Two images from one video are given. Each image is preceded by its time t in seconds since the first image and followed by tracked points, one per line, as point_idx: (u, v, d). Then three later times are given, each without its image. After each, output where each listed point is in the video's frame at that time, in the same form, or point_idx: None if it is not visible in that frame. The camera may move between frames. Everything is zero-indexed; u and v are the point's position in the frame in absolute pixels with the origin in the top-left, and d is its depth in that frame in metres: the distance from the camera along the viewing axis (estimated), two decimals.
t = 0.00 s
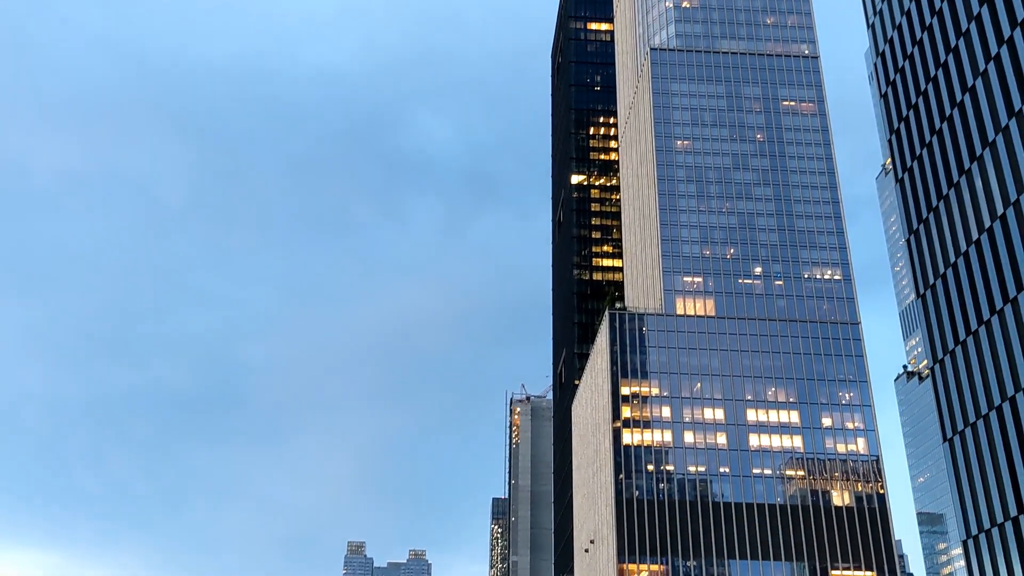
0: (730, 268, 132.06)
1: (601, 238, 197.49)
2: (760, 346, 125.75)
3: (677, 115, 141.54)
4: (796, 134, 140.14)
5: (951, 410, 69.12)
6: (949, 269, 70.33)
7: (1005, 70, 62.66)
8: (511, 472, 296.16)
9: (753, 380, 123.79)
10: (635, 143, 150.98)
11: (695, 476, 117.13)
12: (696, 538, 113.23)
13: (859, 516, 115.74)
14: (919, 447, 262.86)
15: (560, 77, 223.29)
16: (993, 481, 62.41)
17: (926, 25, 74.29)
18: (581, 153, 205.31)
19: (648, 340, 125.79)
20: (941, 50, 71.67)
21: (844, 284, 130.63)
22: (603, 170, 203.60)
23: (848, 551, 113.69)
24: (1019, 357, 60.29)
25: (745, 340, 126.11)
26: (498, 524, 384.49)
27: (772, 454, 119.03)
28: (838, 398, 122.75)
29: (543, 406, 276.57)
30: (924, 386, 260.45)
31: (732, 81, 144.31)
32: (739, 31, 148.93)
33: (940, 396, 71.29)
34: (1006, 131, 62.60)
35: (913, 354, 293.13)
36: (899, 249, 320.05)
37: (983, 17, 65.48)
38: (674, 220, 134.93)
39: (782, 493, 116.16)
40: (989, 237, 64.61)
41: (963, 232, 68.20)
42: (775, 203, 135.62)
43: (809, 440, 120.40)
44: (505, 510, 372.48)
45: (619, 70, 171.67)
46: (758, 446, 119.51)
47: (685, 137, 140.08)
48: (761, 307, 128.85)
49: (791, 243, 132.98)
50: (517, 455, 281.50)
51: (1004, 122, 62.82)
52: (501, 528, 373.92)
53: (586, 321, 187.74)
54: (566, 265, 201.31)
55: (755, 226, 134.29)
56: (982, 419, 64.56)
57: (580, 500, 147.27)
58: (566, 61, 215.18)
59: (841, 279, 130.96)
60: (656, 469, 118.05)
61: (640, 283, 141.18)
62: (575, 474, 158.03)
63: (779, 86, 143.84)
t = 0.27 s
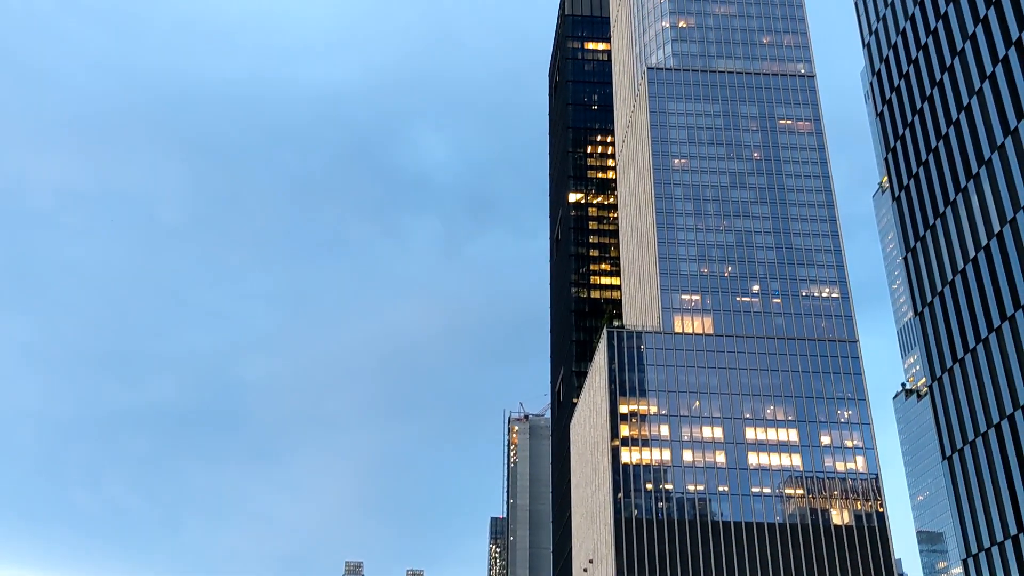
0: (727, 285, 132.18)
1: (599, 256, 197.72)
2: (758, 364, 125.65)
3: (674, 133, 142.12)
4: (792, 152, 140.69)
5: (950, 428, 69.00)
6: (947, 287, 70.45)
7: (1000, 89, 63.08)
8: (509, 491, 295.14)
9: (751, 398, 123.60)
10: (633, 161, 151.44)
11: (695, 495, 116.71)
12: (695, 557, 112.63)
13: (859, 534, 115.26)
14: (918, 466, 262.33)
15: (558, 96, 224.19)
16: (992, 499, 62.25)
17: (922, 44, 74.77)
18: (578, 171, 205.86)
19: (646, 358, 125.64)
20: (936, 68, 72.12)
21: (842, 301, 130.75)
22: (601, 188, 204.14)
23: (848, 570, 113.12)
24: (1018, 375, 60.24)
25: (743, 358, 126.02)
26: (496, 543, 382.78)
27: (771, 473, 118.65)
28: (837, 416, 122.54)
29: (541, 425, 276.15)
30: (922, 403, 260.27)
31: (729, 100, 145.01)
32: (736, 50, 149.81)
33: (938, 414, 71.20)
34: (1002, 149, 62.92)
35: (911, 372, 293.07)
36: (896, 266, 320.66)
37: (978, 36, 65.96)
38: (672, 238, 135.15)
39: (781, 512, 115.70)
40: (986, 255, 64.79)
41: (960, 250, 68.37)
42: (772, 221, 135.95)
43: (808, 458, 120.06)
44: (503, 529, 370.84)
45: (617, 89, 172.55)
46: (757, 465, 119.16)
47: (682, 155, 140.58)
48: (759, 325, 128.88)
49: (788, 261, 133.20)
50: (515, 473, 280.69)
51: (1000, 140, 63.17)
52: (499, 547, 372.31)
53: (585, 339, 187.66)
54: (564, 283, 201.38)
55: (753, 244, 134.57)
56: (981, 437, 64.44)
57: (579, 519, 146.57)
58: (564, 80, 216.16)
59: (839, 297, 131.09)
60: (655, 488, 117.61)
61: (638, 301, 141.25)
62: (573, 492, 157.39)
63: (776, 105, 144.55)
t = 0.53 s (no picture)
0: (726, 304, 132.23)
1: (598, 274, 197.87)
2: (757, 383, 125.49)
3: (671, 153, 142.62)
4: (790, 171, 141.18)
5: (950, 447, 68.84)
6: (945, 305, 70.56)
7: (997, 108, 63.50)
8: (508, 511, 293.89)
9: (751, 418, 123.37)
10: (631, 180, 151.92)
11: (694, 515, 116.27)
12: None
13: (860, 554, 114.69)
14: (918, 485, 261.53)
15: (556, 115, 225.09)
16: (993, 519, 62.04)
17: (918, 64, 75.28)
18: (577, 190, 206.38)
19: (645, 378, 125.47)
20: (933, 88, 72.59)
21: (840, 320, 130.81)
22: (599, 208, 204.62)
23: None
24: (1017, 394, 60.16)
25: (743, 377, 125.88)
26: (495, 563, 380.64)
27: (771, 492, 118.24)
28: (836, 435, 122.27)
29: (540, 445, 275.53)
30: (921, 422, 259.87)
31: (726, 119, 145.66)
32: (733, 70, 150.63)
33: (938, 434, 71.05)
34: (999, 168, 63.25)
35: (910, 391, 292.77)
36: (894, 285, 320.98)
37: (974, 56, 66.47)
38: (670, 257, 135.32)
39: (782, 531, 115.16)
40: (984, 274, 64.92)
41: (959, 269, 68.51)
42: (771, 240, 136.23)
43: (808, 477, 119.66)
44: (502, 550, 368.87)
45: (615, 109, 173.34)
46: (757, 484, 118.77)
47: (680, 174, 140.99)
48: (758, 344, 128.84)
49: (787, 280, 133.34)
50: (513, 493, 279.55)
51: (997, 159, 63.51)
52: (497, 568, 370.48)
53: (584, 358, 187.51)
54: (563, 302, 201.37)
55: (751, 263, 134.74)
56: (981, 456, 64.27)
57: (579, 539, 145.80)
58: (563, 100, 217.12)
59: (838, 315, 131.15)
60: (655, 508, 117.14)
61: (637, 320, 141.26)
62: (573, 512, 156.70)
63: (773, 124, 145.17)
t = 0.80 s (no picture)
0: (726, 326, 132.19)
1: (598, 296, 197.95)
2: (757, 405, 125.25)
3: (671, 175, 143.09)
4: (789, 194, 141.64)
5: (951, 469, 68.62)
6: (945, 327, 70.56)
7: (995, 131, 63.97)
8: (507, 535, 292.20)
9: (751, 440, 122.96)
10: (631, 203, 152.21)
11: (695, 538, 115.67)
12: None
13: None
14: (919, 508, 260.21)
15: (556, 138, 226.17)
16: (995, 541, 61.77)
17: (916, 87, 75.83)
18: (577, 212, 206.94)
19: (645, 400, 125.12)
20: (931, 110, 73.09)
21: (840, 342, 130.73)
22: (599, 229, 205.06)
23: None
24: (1017, 416, 60.09)
25: (743, 399, 125.66)
26: None
27: (772, 515, 117.70)
28: (837, 458, 121.86)
29: (539, 468, 274.53)
30: (922, 445, 259.06)
31: (725, 142, 146.28)
32: (731, 93, 151.48)
33: (940, 455, 70.83)
34: (997, 190, 63.59)
35: (911, 414, 292.04)
36: (894, 307, 321.04)
37: (972, 79, 67.04)
38: (670, 279, 135.48)
39: (783, 555, 114.45)
40: (985, 295, 64.90)
41: (958, 290, 68.60)
42: (770, 262, 136.43)
43: (809, 500, 119.13)
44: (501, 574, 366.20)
45: (614, 131, 174.15)
46: (758, 507, 118.26)
47: (680, 196, 141.42)
48: (758, 366, 128.68)
49: (787, 301, 133.34)
50: (512, 516, 278.08)
51: (996, 181, 63.84)
52: None
53: (584, 380, 187.31)
54: (563, 323, 201.27)
55: (751, 285, 134.83)
56: (982, 478, 64.04)
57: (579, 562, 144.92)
58: (562, 122, 218.23)
59: (838, 337, 131.09)
60: (655, 531, 116.58)
61: (637, 341, 141.20)
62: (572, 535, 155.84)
63: (772, 147, 145.75)
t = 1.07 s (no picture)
0: (727, 350, 132.11)
1: (599, 320, 197.97)
2: (758, 430, 124.89)
3: (671, 199, 143.52)
4: (789, 218, 142.04)
5: (954, 495, 68.36)
6: (946, 352, 70.56)
7: (994, 156, 64.38)
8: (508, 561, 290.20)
9: (753, 465, 122.51)
10: (631, 227, 152.60)
11: (697, 564, 115.00)
12: None
13: None
14: (922, 535, 258.48)
15: (557, 162, 227.16)
16: (999, 568, 61.44)
17: (915, 112, 76.28)
18: (577, 236, 207.41)
19: (646, 424, 124.77)
20: (930, 136, 73.55)
21: (842, 366, 130.57)
22: (600, 253, 205.48)
23: None
24: (1019, 442, 59.96)
25: (744, 424, 125.32)
26: None
27: (774, 541, 117.03)
28: (839, 483, 121.29)
29: (540, 493, 273.30)
30: (925, 471, 257.75)
31: (725, 166, 146.88)
32: (731, 119, 152.34)
33: (942, 481, 70.59)
34: (997, 215, 63.86)
35: (913, 438, 290.74)
36: (895, 332, 320.68)
37: (971, 104, 67.55)
38: (671, 303, 135.57)
39: None
40: (985, 320, 64.98)
41: (959, 316, 68.62)
42: (771, 286, 136.56)
43: (811, 526, 118.50)
44: None
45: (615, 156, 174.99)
46: (759, 532, 117.66)
47: (680, 221, 141.77)
48: (760, 390, 128.45)
49: (788, 326, 133.32)
50: (513, 542, 276.25)
51: (996, 206, 64.09)
52: None
53: (584, 404, 187.00)
54: (563, 347, 201.18)
55: (752, 309, 134.87)
56: (985, 504, 63.81)
57: None
58: (563, 147, 219.26)
59: (839, 362, 130.94)
60: (656, 557, 115.93)
61: (637, 366, 141.09)
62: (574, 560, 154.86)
63: (772, 171, 146.35)
